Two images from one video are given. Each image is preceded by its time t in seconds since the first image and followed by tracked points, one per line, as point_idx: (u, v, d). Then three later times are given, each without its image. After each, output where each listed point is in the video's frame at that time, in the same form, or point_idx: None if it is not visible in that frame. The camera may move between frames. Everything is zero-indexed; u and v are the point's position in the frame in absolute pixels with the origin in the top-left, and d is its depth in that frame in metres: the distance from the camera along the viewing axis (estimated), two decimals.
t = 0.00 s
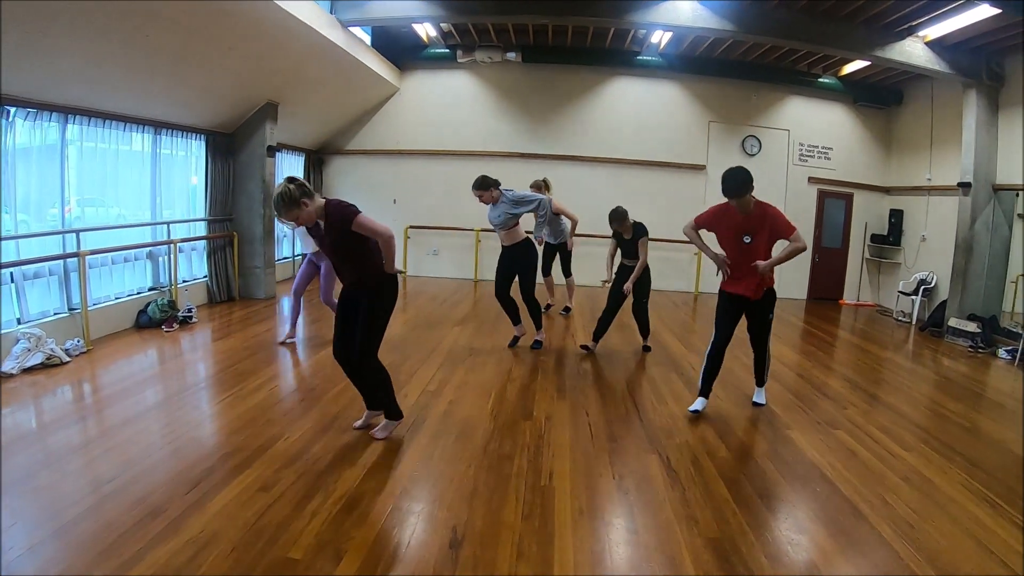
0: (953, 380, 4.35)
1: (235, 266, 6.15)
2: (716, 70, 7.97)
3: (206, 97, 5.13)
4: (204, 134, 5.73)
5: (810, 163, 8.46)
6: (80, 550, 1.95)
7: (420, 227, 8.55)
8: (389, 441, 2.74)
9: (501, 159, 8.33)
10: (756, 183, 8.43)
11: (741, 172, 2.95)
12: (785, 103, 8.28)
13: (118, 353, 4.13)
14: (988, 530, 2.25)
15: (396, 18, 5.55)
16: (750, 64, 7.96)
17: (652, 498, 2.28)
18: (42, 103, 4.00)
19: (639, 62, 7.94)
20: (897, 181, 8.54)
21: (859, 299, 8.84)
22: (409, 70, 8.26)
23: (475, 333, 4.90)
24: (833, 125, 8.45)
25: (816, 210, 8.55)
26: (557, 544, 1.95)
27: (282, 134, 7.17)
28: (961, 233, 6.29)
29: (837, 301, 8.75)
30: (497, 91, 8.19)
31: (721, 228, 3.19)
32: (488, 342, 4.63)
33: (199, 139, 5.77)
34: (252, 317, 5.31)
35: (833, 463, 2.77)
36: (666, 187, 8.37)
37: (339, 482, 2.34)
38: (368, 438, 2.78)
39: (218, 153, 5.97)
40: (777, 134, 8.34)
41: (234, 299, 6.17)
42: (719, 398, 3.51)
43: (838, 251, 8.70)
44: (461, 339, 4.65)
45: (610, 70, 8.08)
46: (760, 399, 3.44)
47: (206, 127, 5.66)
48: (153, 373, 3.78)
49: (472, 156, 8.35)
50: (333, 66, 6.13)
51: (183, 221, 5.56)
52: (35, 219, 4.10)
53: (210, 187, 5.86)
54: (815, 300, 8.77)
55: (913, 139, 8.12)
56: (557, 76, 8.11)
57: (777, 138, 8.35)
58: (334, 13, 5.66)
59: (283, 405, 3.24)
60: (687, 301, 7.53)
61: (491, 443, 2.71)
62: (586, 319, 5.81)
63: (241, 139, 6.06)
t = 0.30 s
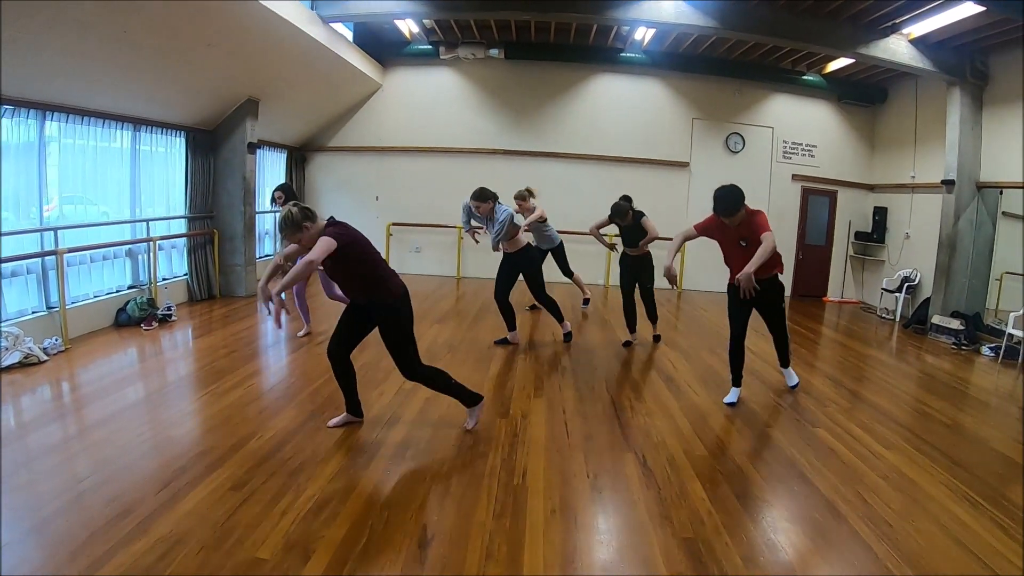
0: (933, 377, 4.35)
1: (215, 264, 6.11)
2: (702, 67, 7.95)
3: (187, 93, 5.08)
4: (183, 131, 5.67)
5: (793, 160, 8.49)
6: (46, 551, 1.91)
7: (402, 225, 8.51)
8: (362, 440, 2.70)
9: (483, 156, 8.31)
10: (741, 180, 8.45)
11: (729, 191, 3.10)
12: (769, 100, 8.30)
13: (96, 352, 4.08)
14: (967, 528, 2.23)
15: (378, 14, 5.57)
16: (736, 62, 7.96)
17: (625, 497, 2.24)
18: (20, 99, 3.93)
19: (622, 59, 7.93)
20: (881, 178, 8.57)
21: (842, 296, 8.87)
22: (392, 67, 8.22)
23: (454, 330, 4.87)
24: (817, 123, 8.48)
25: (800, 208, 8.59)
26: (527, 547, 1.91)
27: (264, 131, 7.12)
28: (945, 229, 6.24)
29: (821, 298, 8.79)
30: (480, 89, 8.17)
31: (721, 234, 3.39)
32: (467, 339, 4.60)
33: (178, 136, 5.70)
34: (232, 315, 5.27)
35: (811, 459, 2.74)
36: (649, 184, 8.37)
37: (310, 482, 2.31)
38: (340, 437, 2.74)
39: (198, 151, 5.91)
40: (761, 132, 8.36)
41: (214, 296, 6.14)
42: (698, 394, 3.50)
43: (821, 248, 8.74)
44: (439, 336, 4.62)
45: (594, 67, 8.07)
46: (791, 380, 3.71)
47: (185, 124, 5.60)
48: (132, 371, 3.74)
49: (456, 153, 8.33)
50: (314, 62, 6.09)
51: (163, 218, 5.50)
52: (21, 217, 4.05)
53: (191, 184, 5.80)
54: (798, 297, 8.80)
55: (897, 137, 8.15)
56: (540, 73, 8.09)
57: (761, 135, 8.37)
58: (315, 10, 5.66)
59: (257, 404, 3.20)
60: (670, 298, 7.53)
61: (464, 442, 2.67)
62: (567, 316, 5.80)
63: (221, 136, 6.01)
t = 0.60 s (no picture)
0: (914, 377, 4.34)
1: (197, 261, 6.08)
2: (688, 65, 7.94)
3: (168, 89, 5.04)
4: (163, 128, 5.60)
5: (778, 159, 8.50)
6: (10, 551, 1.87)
7: (385, 222, 8.48)
8: (334, 438, 2.68)
9: (467, 154, 8.30)
10: (726, 179, 8.46)
11: (729, 219, 3.16)
12: (754, 98, 8.30)
13: (76, 350, 4.04)
14: (944, 532, 2.20)
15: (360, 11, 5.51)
16: (722, 60, 7.95)
17: (595, 499, 2.21)
18: None
19: (606, 56, 7.91)
20: (866, 177, 8.60)
21: (827, 294, 8.91)
22: (375, 64, 8.18)
23: (434, 328, 4.84)
24: (802, 121, 8.49)
25: (784, 206, 8.61)
26: (491, 547, 1.89)
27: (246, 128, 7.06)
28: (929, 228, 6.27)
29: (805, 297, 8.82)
30: (463, 86, 8.14)
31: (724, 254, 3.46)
32: (445, 336, 4.58)
33: (158, 133, 5.63)
34: (211, 313, 5.23)
35: (787, 459, 2.71)
36: (634, 182, 8.37)
37: (278, 481, 2.29)
38: (312, 435, 2.71)
39: (178, 148, 5.85)
40: (746, 130, 8.37)
41: (194, 294, 6.10)
42: (676, 393, 3.49)
43: (805, 246, 8.76)
44: (418, 334, 4.60)
45: (578, 65, 8.05)
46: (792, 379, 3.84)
47: (165, 121, 5.54)
48: (109, 369, 3.69)
49: (440, 151, 8.30)
50: (296, 59, 6.06)
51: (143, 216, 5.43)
52: None
53: (171, 181, 5.75)
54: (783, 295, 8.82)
55: (883, 136, 8.17)
56: (523, 70, 8.07)
57: (746, 134, 8.38)
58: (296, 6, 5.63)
59: (231, 402, 3.17)
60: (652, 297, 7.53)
61: (436, 441, 2.64)
62: (549, 313, 5.78)
63: (202, 133, 5.97)
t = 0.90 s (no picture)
0: (896, 384, 4.34)
1: (176, 264, 6.04)
2: (673, 69, 7.96)
3: (150, 89, 5.00)
4: (143, 129, 5.55)
5: (762, 164, 8.53)
6: None
7: (366, 225, 8.45)
8: (303, 444, 2.65)
9: (450, 157, 8.29)
10: (711, 183, 8.48)
11: (725, 218, 3.16)
12: (738, 103, 8.33)
13: (53, 351, 3.99)
14: (921, 542, 2.18)
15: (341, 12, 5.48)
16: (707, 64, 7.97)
17: (564, 508, 2.18)
18: None
19: (589, 61, 7.92)
20: (851, 183, 8.64)
21: (811, 299, 8.94)
22: (359, 67, 8.16)
23: (412, 332, 4.82)
24: (787, 126, 8.53)
25: (768, 211, 8.64)
26: (454, 557, 1.87)
27: (228, 130, 7.02)
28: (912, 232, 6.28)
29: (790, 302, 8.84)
30: (446, 89, 8.13)
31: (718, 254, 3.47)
32: (422, 340, 4.56)
33: (138, 134, 5.59)
34: (189, 316, 5.19)
35: (765, 468, 2.69)
36: (617, 186, 8.38)
37: (244, 487, 2.26)
38: (281, 441, 2.68)
39: (159, 149, 5.81)
40: (730, 134, 8.39)
41: (174, 297, 6.05)
42: (653, 399, 3.48)
43: (789, 251, 8.79)
44: (395, 338, 4.57)
45: (561, 69, 8.06)
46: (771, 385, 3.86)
47: (145, 121, 5.49)
48: (84, 372, 3.64)
49: (424, 155, 8.29)
50: (278, 61, 6.04)
51: (122, 217, 5.38)
52: None
53: (151, 182, 5.71)
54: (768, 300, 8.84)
55: (867, 142, 8.21)
56: (506, 73, 8.07)
57: (730, 139, 8.40)
58: (277, 7, 5.60)
59: (202, 406, 3.13)
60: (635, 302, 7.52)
61: (405, 447, 2.62)
62: (529, 318, 5.77)
63: (183, 135, 5.94)
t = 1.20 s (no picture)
0: (885, 389, 4.34)
1: (161, 267, 6.00)
2: (663, 73, 7.95)
3: (136, 90, 4.97)
4: (127, 131, 5.51)
5: (750, 167, 8.53)
6: None
7: (353, 229, 8.42)
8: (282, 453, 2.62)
9: (437, 161, 8.27)
10: (701, 187, 8.49)
11: (721, 219, 3.11)
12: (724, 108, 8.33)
13: (34, 355, 3.94)
14: (910, 552, 2.15)
15: (327, 14, 5.45)
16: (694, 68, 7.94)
17: (544, 519, 2.16)
18: None
19: (577, 64, 7.90)
20: (839, 186, 8.66)
21: (800, 303, 8.96)
22: (345, 69, 8.13)
23: (397, 337, 4.79)
24: (776, 130, 8.54)
25: (757, 215, 8.64)
26: (431, 570, 1.84)
27: (214, 133, 6.98)
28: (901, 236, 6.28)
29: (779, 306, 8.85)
30: (433, 92, 8.11)
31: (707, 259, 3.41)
32: (406, 346, 4.53)
33: (122, 137, 5.55)
34: (172, 321, 5.15)
35: (752, 476, 2.66)
36: (605, 190, 8.38)
37: (220, 496, 2.23)
38: (259, 449, 2.65)
39: (142, 152, 5.77)
40: (719, 138, 8.40)
41: (158, 301, 6.00)
42: (638, 406, 3.46)
43: (778, 255, 8.80)
44: (378, 344, 4.54)
45: (549, 72, 8.05)
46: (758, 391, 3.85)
47: (129, 124, 5.48)
48: (64, 377, 3.59)
49: (411, 158, 8.26)
50: (263, 63, 6.01)
51: (105, 221, 5.34)
52: None
53: (135, 186, 5.68)
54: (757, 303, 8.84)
55: (855, 145, 8.23)
56: (493, 77, 8.05)
57: (717, 142, 8.41)
58: (263, 9, 5.58)
59: (180, 413, 3.09)
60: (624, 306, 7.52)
61: (385, 455, 2.59)
62: (515, 323, 5.75)
63: (167, 138, 5.89)
